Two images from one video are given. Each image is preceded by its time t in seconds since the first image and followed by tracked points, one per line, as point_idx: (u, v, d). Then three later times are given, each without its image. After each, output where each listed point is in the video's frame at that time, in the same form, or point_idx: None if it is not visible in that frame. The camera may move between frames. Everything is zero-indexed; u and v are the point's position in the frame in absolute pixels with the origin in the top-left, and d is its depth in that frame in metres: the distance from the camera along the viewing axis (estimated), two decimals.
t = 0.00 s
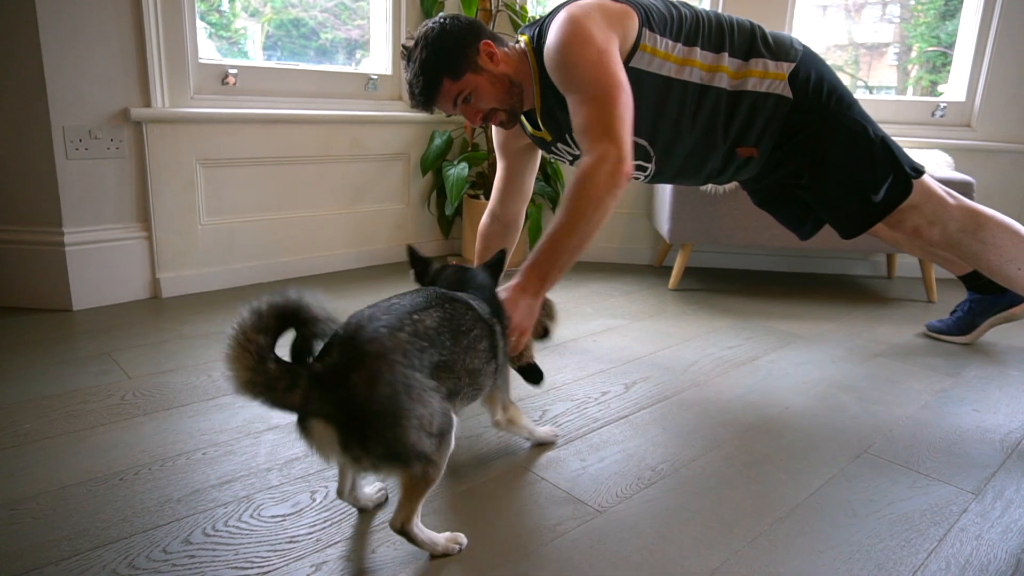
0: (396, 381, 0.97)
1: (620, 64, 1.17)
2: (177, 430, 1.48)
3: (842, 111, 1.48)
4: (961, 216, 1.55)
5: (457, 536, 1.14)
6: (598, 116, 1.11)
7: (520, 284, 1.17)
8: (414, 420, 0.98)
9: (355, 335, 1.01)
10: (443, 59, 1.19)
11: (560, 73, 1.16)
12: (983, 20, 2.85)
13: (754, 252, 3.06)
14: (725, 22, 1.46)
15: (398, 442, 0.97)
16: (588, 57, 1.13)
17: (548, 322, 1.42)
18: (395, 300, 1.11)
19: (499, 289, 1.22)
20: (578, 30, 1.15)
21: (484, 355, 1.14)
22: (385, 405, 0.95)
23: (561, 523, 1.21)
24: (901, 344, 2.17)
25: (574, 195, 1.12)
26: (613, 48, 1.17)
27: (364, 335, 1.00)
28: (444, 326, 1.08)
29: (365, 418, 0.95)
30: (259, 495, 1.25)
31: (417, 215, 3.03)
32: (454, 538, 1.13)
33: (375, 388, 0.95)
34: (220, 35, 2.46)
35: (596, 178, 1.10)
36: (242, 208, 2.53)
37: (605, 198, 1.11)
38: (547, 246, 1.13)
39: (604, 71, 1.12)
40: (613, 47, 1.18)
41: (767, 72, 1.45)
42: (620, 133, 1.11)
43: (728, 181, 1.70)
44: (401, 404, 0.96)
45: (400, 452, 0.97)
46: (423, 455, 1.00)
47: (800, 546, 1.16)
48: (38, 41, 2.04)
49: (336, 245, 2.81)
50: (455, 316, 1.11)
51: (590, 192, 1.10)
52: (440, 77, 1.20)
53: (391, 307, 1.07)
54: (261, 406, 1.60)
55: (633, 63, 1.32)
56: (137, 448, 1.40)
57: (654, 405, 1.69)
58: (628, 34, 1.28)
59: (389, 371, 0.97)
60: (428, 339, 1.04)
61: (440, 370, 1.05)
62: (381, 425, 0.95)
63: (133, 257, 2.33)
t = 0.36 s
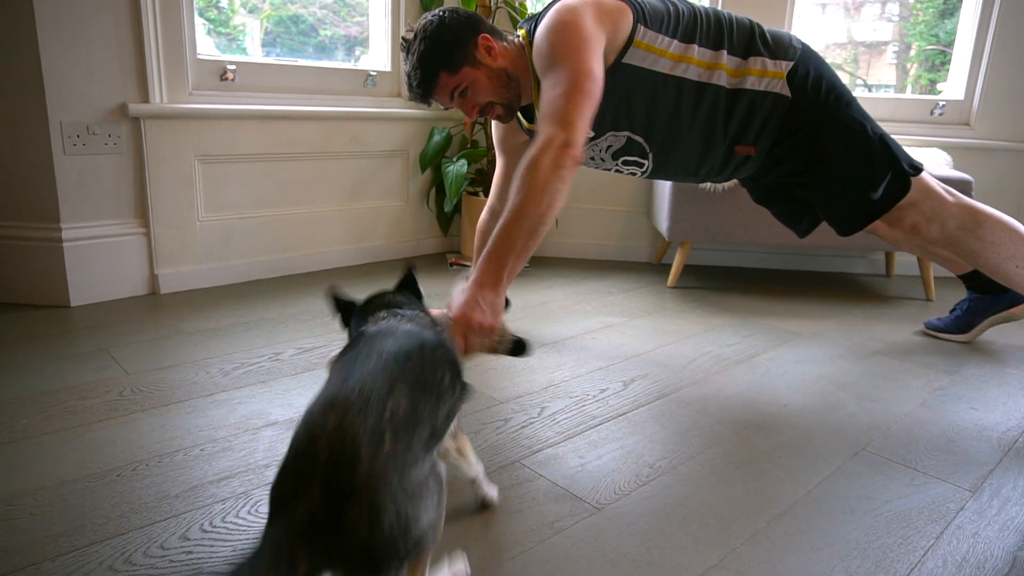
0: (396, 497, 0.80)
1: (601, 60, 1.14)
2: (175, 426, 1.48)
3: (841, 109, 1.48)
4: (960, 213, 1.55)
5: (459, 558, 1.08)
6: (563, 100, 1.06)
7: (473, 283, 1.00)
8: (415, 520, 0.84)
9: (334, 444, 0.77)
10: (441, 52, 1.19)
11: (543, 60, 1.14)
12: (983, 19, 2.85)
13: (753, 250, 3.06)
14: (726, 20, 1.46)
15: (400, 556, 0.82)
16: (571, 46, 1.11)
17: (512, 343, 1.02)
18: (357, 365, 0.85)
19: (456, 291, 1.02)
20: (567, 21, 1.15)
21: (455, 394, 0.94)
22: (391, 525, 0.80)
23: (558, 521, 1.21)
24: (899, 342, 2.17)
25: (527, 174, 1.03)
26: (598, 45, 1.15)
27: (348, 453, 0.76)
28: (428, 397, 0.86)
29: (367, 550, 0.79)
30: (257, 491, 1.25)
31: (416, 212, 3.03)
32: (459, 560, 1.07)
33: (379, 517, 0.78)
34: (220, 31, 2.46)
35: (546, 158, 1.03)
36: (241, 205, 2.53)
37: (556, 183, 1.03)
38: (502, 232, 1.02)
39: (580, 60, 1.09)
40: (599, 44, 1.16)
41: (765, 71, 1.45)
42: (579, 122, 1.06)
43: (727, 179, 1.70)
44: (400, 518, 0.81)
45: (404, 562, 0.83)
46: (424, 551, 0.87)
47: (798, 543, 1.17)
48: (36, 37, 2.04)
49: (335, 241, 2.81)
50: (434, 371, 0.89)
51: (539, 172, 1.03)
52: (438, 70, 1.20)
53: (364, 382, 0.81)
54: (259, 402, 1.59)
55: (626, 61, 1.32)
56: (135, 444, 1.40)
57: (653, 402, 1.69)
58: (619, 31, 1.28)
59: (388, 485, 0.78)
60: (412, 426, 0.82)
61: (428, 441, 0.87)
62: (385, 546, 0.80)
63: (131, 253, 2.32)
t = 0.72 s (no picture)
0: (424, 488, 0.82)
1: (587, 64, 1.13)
2: (174, 424, 1.48)
3: (840, 109, 1.48)
4: (960, 213, 1.55)
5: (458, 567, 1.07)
6: (543, 95, 1.06)
7: (430, 267, 1.02)
8: (444, 511, 0.86)
9: (364, 438, 0.80)
10: (439, 49, 1.20)
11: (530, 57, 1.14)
12: (983, 18, 2.85)
13: (752, 249, 3.06)
14: (725, 21, 1.46)
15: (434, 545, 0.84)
16: (560, 44, 1.11)
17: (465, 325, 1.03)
18: (356, 381, 0.88)
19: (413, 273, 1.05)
20: (558, 19, 1.15)
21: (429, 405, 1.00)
22: (427, 515, 0.82)
23: (557, 520, 1.21)
24: (898, 341, 2.17)
25: (498, 164, 1.04)
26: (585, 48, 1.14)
27: (383, 453, 0.80)
28: (423, 405, 0.93)
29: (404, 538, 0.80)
30: (256, 490, 1.25)
31: (415, 211, 3.03)
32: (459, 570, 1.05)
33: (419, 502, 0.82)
34: (220, 30, 2.46)
35: (517, 151, 1.03)
36: (240, 204, 2.53)
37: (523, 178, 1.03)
38: (466, 223, 1.03)
39: (565, 60, 1.09)
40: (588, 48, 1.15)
41: (764, 72, 1.45)
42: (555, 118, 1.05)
43: (725, 179, 1.70)
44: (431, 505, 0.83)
45: (438, 554, 0.84)
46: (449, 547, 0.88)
47: (796, 542, 1.17)
48: (35, 36, 2.04)
49: (334, 240, 2.81)
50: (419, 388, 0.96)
51: (509, 163, 1.03)
52: (435, 67, 1.21)
53: (376, 392, 0.85)
54: (258, 402, 1.59)
55: (620, 65, 1.31)
56: (133, 442, 1.40)
57: (652, 401, 1.69)
58: (613, 34, 1.27)
59: (423, 473, 0.82)
60: (422, 424, 0.88)
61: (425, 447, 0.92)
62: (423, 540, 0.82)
63: (131, 252, 2.33)
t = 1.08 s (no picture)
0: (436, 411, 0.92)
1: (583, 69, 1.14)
2: (175, 423, 1.48)
3: (837, 112, 1.48)
4: (956, 215, 1.56)
5: (466, 547, 1.11)
6: (532, 103, 1.07)
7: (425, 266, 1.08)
8: (454, 448, 0.94)
9: (386, 377, 0.89)
10: (438, 43, 1.20)
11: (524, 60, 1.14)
12: (982, 18, 2.85)
13: (752, 249, 3.06)
14: (723, 23, 1.46)
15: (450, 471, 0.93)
16: (552, 51, 1.12)
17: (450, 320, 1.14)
18: (372, 326, 0.98)
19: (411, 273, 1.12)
20: (556, 23, 1.15)
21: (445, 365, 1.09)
22: (437, 436, 0.91)
23: (558, 519, 1.21)
24: (898, 341, 2.17)
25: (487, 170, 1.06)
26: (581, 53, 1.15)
27: (396, 374, 0.90)
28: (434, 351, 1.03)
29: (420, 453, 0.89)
30: (257, 489, 1.25)
31: (415, 210, 3.03)
32: (466, 549, 1.09)
33: (430, 421, 0.91)
34: (219, 29, 2.46)
35: (504, 160, 1.05)
36: (240, 203, 2.53)
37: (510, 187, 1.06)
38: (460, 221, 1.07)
39: (558, 68, 1.10)
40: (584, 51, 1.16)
41: (762, 74, 1.45)
42: (544, 127, 1.06)
43: (723, 181, 1.70)
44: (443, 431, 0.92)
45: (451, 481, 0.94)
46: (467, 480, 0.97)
47: (796, 540, 1.17)
48: (35, 34, 2.04)
49: (334, 239, 2.81)
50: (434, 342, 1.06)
51: (496, 171, 1.06)
52: (434, 61, 1.21)
53: (391, 331, 0.96)
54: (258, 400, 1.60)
55: (617, 65, 1.32)
56: (134, 441, 1.40)
57: (652, 400, 1.70)
58: (611, 32, 1.27)
59: (433, 398, 0.93)
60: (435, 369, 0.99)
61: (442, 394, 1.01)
62: (435, 462, 0.90)
63: (131, 251, 2.32)
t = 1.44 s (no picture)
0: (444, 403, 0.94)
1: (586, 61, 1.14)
2: (178, 424, 1.48)
3: (838, 111, 1.48)
4: (959, 213, 1.56)
5: (470, 545, 1.12)
6: (542, 96, 1.08)
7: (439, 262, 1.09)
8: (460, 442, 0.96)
9: (393, 373, 0.91)
10: (434, 54, 1.20)
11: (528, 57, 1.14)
12: (984, 16, 2.84)
13: (753, 248, 3.06)
14: (724, 23, 1.46)
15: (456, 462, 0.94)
16: (556, 44, 1.11)
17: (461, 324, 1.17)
18: (380, 312, 1.01)
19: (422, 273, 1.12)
20: (554, 20, 1.15)
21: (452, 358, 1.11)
22: (444, 426, 0.93)
23: (561, 518, 1.21)
24: (900, 340, 2.17)
25: (504, 171, 1.06)
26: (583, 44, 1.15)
27: (406, 363, 0.92)
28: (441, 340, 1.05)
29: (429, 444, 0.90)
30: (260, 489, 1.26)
31: (417, 211, 3.03)
32: (469, 546, 1.10)
33: (437, 414, 0.92)
34: (220, 30, 2.46)
35: (520, 156, 1.05)
36: (242, 204, 2.54)
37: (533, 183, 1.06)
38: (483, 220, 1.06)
39: (562, 62, 1.09)
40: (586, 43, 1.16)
41: (762, 74, 1.45)
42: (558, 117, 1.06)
43: (725, 181, 1.70)
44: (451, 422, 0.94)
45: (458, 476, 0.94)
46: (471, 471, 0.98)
47: (798, 540, 1.17)
48: (37, 36, 2.04)
49: (336, 240, 2.81)
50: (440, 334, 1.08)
51: (516, 166, 1.06)
52: (431, 72, 1.22)
53: (398, 319, 0.99)
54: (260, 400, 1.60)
55: (618, 61, 1.32)
56: (137, 442, 1.40)
57: (654, 400, 1.70)
58: (611, 30, 1.27)
59: (441, 390, 0.95)
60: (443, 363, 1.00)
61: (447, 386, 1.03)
62: (443, 453, 0.92)
63: (133, 252, 2.33)
